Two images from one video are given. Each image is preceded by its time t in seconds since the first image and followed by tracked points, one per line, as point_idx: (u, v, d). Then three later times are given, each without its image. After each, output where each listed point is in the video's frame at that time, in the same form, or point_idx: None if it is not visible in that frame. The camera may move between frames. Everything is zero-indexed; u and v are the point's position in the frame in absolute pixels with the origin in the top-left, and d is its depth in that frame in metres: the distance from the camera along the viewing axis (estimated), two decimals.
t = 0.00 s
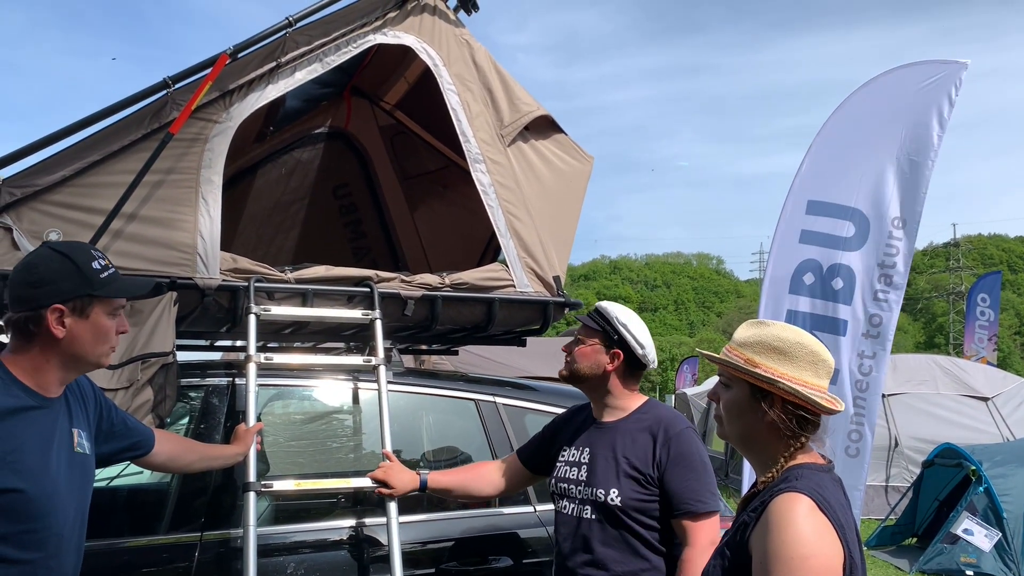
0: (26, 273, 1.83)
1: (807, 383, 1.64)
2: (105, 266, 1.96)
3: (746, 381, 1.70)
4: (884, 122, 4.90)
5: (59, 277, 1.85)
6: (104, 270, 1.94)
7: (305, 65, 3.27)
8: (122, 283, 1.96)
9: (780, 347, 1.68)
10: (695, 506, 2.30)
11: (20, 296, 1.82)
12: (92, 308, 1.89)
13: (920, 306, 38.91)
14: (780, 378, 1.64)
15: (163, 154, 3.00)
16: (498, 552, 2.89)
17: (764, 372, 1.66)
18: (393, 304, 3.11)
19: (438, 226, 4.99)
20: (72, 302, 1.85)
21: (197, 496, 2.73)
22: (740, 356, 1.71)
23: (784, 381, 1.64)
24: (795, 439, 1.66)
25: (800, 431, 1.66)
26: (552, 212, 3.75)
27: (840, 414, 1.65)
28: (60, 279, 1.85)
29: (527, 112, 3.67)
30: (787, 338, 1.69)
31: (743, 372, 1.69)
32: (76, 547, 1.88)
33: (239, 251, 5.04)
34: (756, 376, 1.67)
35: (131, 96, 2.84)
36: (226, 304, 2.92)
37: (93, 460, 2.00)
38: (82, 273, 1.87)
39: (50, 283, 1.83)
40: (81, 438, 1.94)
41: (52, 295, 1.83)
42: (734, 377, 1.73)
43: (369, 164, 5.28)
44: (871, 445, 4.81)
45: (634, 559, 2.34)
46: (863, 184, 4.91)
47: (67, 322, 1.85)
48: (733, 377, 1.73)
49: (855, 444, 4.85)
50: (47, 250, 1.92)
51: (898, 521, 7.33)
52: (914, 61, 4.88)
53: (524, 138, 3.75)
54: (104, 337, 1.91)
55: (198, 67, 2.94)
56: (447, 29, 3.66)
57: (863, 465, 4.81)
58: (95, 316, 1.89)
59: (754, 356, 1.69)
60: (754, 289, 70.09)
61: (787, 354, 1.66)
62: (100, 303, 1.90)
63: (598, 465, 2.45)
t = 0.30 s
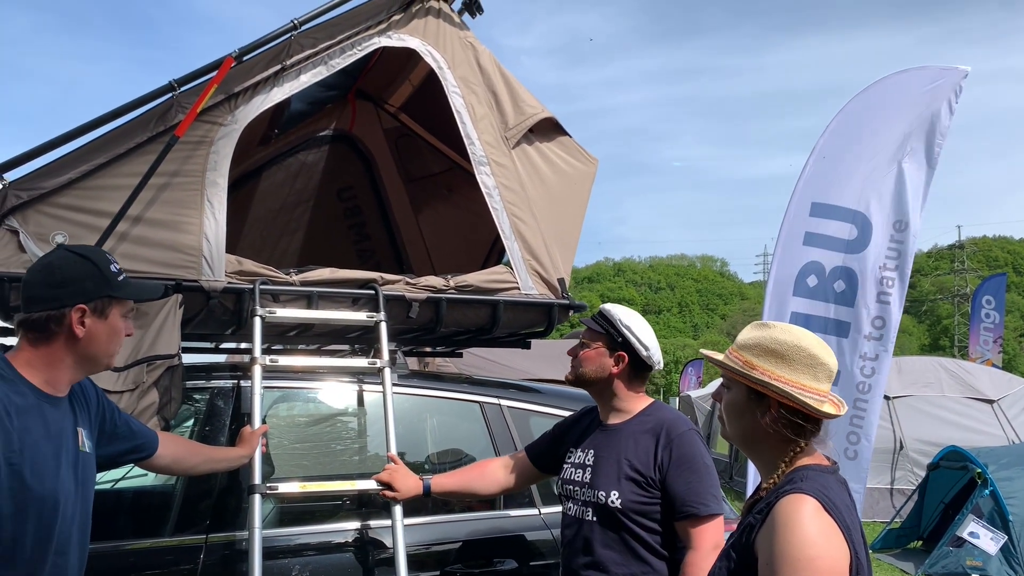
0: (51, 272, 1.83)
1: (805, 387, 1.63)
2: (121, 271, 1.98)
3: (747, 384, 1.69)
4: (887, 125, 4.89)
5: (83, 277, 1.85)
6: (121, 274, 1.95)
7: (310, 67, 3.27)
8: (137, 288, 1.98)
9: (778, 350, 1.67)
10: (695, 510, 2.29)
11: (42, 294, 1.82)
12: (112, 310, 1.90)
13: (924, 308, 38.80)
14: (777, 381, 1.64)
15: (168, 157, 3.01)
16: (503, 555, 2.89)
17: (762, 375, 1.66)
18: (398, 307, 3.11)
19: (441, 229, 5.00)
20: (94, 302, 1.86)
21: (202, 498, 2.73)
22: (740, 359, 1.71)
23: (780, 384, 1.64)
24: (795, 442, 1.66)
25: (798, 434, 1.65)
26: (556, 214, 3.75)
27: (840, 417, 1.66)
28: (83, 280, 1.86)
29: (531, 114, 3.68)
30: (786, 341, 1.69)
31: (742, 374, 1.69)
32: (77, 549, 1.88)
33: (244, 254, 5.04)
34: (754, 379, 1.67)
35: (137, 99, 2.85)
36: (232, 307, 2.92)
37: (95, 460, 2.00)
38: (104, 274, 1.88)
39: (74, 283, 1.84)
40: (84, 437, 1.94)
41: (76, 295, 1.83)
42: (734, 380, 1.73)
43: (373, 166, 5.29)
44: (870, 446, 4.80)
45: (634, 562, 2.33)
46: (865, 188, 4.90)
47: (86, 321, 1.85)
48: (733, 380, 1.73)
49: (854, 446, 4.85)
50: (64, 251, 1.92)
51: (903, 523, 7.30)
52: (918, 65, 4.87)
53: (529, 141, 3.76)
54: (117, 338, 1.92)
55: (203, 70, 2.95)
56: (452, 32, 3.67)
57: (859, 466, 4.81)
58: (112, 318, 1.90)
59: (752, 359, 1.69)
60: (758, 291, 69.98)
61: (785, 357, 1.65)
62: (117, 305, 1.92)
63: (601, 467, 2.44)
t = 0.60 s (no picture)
0: (54, 283, 1.78)
1: (800, 388, 1.63)
2: (125, 278, 1.93)
3: (745, 386, 1.70)
4: (892, 126, 4.89)
5: (87, 290, 1.81)
6: (127, 283, 1.91)
7: (316, 71, 3.28)
8: (144, 294, 1.94)
9: (775, 353, 1.67)
10: (709, 508, 2.30)
11: (45, 306, 1.77)
12: (115, 320, 1.86)
13: (930, 310, 38.65)
14: (773, 383, 1.64)
15: (174, 159, 3.03)
16: (508, 556, 2.89)
17: (759, 377, 1.66)
18: (403, 308, 3.12)
19: (446, 231, 5.01)
20: (97, 313, 1.82)
21: (208, 500, 2.74)
22: (738, 361, 1.71)
23: (776, 386, 1.64)
24: (792, 443, 1.65)
25: (797, 435, 1.65)
26: (562, 216, 3.76)
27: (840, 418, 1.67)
28: (87, 292, 1.81)
29: (536, 116, 3.69)
30: (782, 343, 1.69)
31: (739, 376, 1.70)
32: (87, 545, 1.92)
33: (249, 256, 5.06)
34: (750, 381, 1.67)
35: (144, 103, 2.86)
36: (238, 309, 2.95)
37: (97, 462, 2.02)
38: (108, 286, 1.83)
39: (78, 296, 1.80)
40: (87, 439, 1.96)
41: (80, 308, 1.79)
42: (733, 382, 1.74)
43: (378, 169, 5.30)
44: (873, 447, 4.79)
45: (649, 563, 2.34)
46: (871, 188, 4.90)
47: (90, 331, 1.82)
48: (732, 382, 1.74)
49: (857, 446, 4.83)
50: (68, 258, 1.88)
51: (910, 526, 7.29)
52: (923, 65, 4.87)
53: (533, 142, 3.76)
54: (121, 346, 1.89)
55: (209, 74, 2.96)
56: (458, 34, 3.67)
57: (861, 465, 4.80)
58: (116, 328, 1.87)
59: (750, 361, 1.70)
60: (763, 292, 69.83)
61: (781, 359, 1.65)
62: (122, 315, 1.88)
63: (612, 468, 2.45)
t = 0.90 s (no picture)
0: (89, 284, 1.83)
1: (806, 390, 1.63)
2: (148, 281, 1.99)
3: (750, 389, 1.70)
4: (900, 125, 4.88)
5: (120, 290, 1.86)
6: (150, 284, 1.98)
7: (322, 74, 3.29)
8: (165, 296, 2.02)
9: (780, 354, 1.67)
10: (727, 509, 2.34)
11: (80, 306, 1.81)
12: (143, 320, 1.93)
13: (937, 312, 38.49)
14: (779, 385, 1.64)
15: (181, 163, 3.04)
16: (514, 559, 2.89)
17: (764, 379, 1.66)
18: (408, 311, 3.12)
19: (452, 233, 5.01)
20: (128, 312, 1.88)
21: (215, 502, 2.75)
22: (742, 363, 1.72)
23: (782, 387, 1.64)
24: (798, 446, 1.65)
25: (803, 437, 1.65)
26: (568, 219, 3.76)
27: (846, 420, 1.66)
28: (119, 292, 1.87)
29: (541, 119, 3.70)
30: (787, 344, 1.69)
31: (744, 379, 1.70)
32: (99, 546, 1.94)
33: (256, 258, 5.08)
34: (756, 383, 1.67)
35: (151, 106, 2.88)
36: (244, 312, 2.95)
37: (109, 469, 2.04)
38: (139, 286, 1.90)
39: (111, 296, 1.85)
40: (101, 446, 1.98)
41: (114, 308, 1.85)
42: (738, 385, 1.74)
43: (385, 172, 5.31)
44: (884, 448, 4.77)
45: (664, 563, 2.34)
46: (879, 188, 4.89)
47: (121, 331, 1.88)
48: (738, 385, 1.74)
49: (867, 448, 4.82)
50: (96, 260, 1.92)
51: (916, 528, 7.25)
52: (931, 64, 4.85)
53: (538, 145, 3.77)
54: (146, 346, 1.95)
55: (216, 77, 2.97)
56: (463, 37, 3.68)
57: (870, 467, 4.79)
58: (143, 327, 1.93)
59: (755, 363, 1.70)
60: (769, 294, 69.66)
61: (786, 361, 1.65)
62: (148, 315, 1.95)
63: (627, 469, 2.45)
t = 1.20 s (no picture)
0: (113, 296, 1.85)
1: (821, 394, 1.62)
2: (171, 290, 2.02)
3: (764, 392, 1.69)
4: (912, 125, 4.85)
5: (143, 302, 1.89)
6: (173, 293, 2.00)
7: (331, 78, 3.31)
8: (188, 306, 2.04)
9: (794, 357, 1.66)
10: (740, 511, 2.34)
11: (104, 318, 1.84)
12: (165, 331, 1.95)
13: (949, 314, 38.18)
14: (794, 388, 1.63)
15: (191, 167, 3.05)
16: (523, 562, 2.88)
17: (778, 382, 1.65)
18: (417, 314, 3.13)
19: (461, 236, 5.01)
20: (151, 323, 1.91)
21: (225, 505, 2.75)
22: (756, 366, 1.71)
23: (796, 391, 1.62)
24: (811, 449, 1.64)
25: (817, 441, 1.63)
26: (577, 222, 3.76)
27: (860, 423, 1.65)
28: (142, 304, 1.89)
29: (550, 122, 3.69)
30: (803, 347, 1.68)
31: (758, 381, 1.69)
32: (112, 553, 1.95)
33: (266, 261, 5.11)
34: (770, 386, 1.66)
35: (161, 111, 2.89)
36: (253, 315, 2.95)
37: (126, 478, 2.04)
38: (162, 298, 1.92)
39: (134, 307, 1.87)
40: (118, 456, 1.98)
41: (137, 320, 1.87)
42: (751, 388, 1.73)
43: (394, 175, 5.33)
44: (895, 451, 4.73)
45: (676, 566, 2.33)
46: (890, 190, 4.86)
47: (144, 342, 1.91)
48: (751, 387, 1.73)
49: (878, 451, 4.78)
50: (119, 271, 1.94)
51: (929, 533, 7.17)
52: (943, 63, 4.83)
53: (548, 148, 3.77)
54: (167, 358, 1.98)
55: (226, 82, 2.99)
56: (472, 41, 3.68)
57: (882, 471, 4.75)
58: (166, 338, 1.96)
59: (769, 366, 1.69)
60: (780, 297, 69.34)
61: (801, 364, 1.64)
62: (170, 326, 1.97)
63: (639, 472, 2.44)
